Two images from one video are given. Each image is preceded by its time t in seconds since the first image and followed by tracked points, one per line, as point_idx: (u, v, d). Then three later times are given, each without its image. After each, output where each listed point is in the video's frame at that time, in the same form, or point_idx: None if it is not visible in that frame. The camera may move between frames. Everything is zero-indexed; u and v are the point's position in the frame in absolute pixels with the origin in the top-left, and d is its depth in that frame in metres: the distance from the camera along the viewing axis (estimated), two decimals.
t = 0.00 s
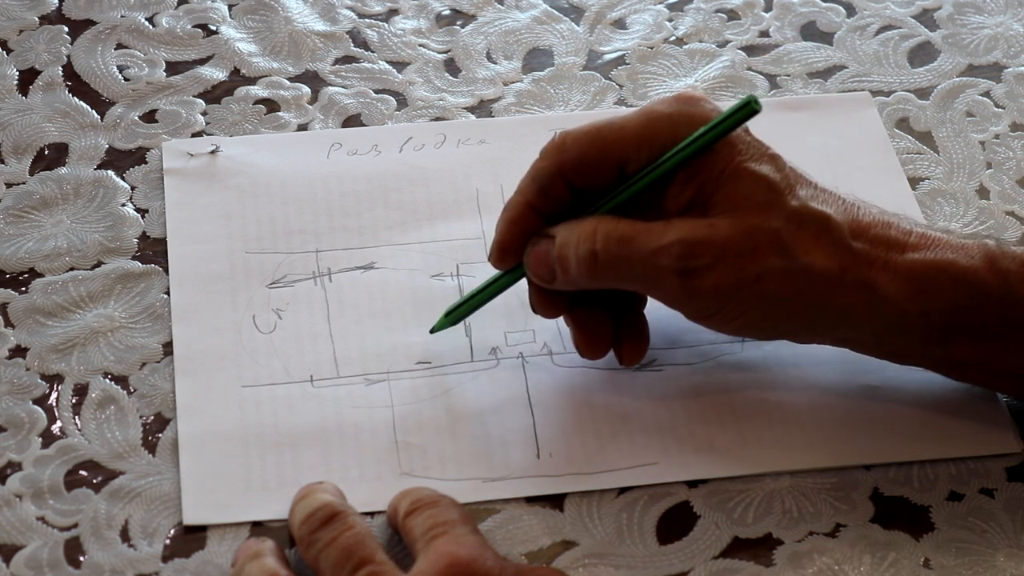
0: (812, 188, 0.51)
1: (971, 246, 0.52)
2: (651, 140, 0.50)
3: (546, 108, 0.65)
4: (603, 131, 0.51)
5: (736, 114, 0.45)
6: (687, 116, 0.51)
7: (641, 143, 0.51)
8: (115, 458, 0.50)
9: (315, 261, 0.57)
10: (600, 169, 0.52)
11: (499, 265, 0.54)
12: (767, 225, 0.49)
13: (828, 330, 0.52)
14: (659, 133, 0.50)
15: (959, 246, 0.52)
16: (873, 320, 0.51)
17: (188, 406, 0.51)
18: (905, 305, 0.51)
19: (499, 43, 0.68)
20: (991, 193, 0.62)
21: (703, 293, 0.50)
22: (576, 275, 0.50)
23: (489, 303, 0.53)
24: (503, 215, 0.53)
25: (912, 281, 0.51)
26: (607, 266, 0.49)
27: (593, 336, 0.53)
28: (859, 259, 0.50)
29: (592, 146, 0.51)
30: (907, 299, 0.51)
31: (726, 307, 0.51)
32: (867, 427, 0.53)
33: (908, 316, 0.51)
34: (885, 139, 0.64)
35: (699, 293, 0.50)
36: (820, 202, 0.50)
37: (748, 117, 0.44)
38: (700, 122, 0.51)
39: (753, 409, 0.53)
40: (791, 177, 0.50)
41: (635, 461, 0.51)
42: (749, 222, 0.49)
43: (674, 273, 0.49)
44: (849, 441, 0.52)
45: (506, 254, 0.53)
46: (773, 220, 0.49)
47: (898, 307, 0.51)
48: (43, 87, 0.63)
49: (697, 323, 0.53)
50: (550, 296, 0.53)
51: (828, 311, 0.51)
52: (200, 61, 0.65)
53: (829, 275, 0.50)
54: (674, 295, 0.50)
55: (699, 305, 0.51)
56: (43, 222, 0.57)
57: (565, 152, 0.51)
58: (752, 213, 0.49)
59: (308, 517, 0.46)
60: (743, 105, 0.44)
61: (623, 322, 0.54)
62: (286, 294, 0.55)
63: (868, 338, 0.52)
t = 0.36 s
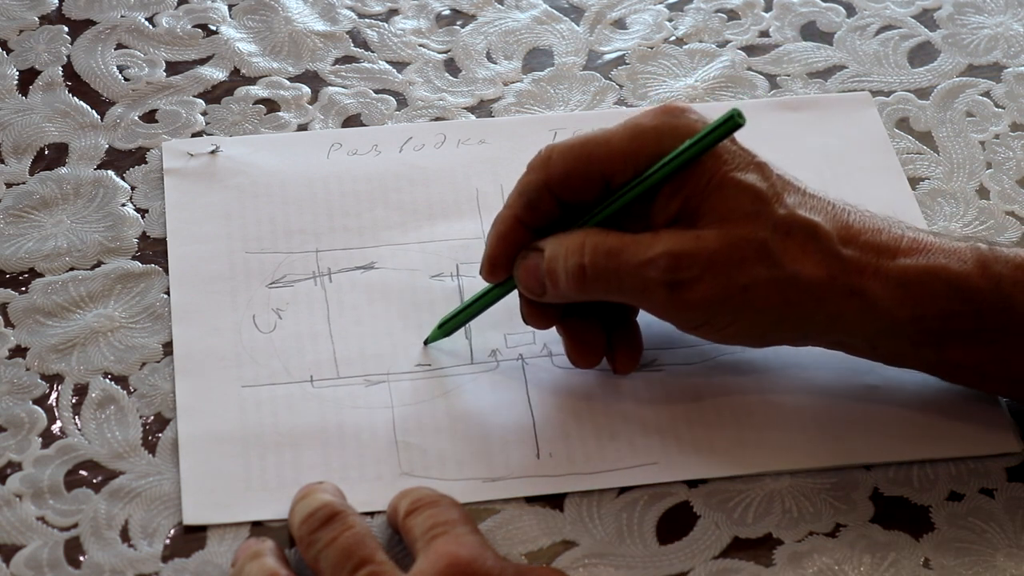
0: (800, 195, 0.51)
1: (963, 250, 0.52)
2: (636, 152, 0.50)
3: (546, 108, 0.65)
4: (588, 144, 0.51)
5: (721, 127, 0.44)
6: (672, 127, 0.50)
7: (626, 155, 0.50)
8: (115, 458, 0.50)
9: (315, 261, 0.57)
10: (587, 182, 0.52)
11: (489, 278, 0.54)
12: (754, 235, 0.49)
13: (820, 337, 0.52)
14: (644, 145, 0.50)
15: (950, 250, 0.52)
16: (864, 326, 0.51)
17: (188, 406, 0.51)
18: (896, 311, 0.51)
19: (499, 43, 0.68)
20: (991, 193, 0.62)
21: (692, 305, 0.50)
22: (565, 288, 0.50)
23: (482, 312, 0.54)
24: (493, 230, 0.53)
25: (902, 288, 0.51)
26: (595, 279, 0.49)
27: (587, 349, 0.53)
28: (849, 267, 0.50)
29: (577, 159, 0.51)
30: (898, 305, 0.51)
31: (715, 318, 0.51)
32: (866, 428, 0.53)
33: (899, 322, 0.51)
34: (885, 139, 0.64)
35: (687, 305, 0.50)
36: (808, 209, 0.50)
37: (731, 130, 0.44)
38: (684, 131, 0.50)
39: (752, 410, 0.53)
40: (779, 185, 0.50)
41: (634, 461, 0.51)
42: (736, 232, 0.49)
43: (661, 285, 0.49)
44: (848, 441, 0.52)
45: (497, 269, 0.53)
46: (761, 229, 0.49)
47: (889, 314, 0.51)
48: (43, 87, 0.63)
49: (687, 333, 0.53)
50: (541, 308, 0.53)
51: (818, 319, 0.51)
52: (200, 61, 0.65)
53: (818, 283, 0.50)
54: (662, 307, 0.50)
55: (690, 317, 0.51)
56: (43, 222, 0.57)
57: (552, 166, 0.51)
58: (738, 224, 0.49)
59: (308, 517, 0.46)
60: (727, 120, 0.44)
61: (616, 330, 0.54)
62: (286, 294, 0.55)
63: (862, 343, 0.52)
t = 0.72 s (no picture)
0: (795, 195, 0.51)
1: (960, 249, 0.52)
2: (629, 155, 0.50)
3: (546, 108, 0.65)
4: (581, 150, 0.51)
5: (717, 127, 0.45)
6: (664, 130, 0.50)
7: (619, 159, 0.50)
8: (115, 458, 0.50)
9: (315, 261, 0.57)
10: (581, 187, 0.51)
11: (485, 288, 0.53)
12: (751, 235, 0.48)
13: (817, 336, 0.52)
14: (638, 148, 0.50)
15: (946, 249, 0.52)
16: (861, 325, 0.51)
17: (188, 406, 0.51)
18: (894, 309, 0.51)
19: (499, 43, 0.68)
20: (990, 193, 0.62)
21: (689, 306, 0.49)
22: (563, 291, 0.49)
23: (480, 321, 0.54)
24: (488, 238, 0.52)
25: (898, 287, 0.50)
26: (592, 281, 0.49)
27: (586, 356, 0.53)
28: (846, 266, 0.50)
29: (571, 164, 0.51)
30: (895, 304, 0.51)
31: (715, 319, 0.50)
32: (866, 428, 0.53)
33: (897, 321, 0.51)
34: (885, 139, 0.64)
35: (685, 306, 0.50)
36: (804, 209, 0.50)
37: (727, 130, 0.45)
38: (676, 134, 0.50)
39: (751, 409, 0.53)
40: (774, 185, 0.50)
41: (634, 461, 0.51)
42: (732, 233, 0.48)
43: (659, 286, 0.49)
44: (848, 441, 0.52)
45: (493, 277, 0.52)
46: (756, 229, 0.49)
47: (886, 313, 0.51)
48: (43, 87, 0.63)
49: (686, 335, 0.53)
50: (538, 317, 0.53)
51: (816, 319, 0.51)
52: (200, 61, 0.65)
53: (816, 282, 0.50)
54: (660, 308, 0.50)
55: (688, 319, 0.51)
56: (43, 222, 0.57)
57: (544, 172, 0.51)
58: (734, 223, 0.49)
59: (308, 516, 0.46)
60: (722, 121, 0.45)
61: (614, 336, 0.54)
62: (286, 294, 0.55)
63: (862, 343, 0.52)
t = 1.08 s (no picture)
0: (800, 208, 0.51)
1: (969, 258, 0.52)
2: (631, 179, 0.50)
3: (546, 108, 0.65)
4: (582, 178, 0.50)
5: (720, 147, 0.44)
6: (663, 152, 0.50)
7: (621, 184, 0.50)
8: (115, 458, 0.50)
9: (316, 261, 0.57)
10: (585, 215, 0.51)
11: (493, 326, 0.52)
12: (761, 253, 0.48)
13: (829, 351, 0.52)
14: (639, 172, 0.50)
15: (957, 258, 0.52)
16: (873, 339, 0.51)
17: (188, 406, 0.51)
18: (905, 321, 0.50)
19: (499, 43, 0.68)
20: (990, 193, 0.62)
21: (704, 327, 0.49)
22: (574, 321, 0.49)
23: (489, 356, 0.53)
24: (493, 274, 0.52)
25: (909, 298, 0.50)
26: (604, 308, 0.48)
27: (600, 384, 0.52)
28: (857, 279, 0.50)
29: (573, 193, 0.50)
30: (907, 316, 0.50)
31: (729, 339, 0.50)
32: (866, 428, 0.53)
33: (909, 333, 0.51)
34: (885, 139, 0.64)
35: (699, 328, 0.49)
36: (811, 222, 0.50)
37: (730, 149, 0.44)
38: (677, 155, 0.50)
39: (752, 410, 0.53)
40: (779, 199, 0.50)
41: (635, 461, 0.51)
42: (743, 251, 0.48)
43: (672, 309, 0.48)
44: (849, 442, 0.52)
45: (500, 313, 0.52)
46: (766, 246, 0.49)
47: (898, 325, 0.50)
48: (43, 87, 0.63)
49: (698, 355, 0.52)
50: (548, 350, 0.52)
51: (829, 335, 0.50)
52: (200, 61, 0.65)
53: (827, 297, 0.49)
54: (674, 331, 0.50)
55: (702, 341, 0.50)
56: (43, 222, 0.57)
57: (546, 202, 0.51)
58: (745, 241, 0.49)
59: (308, 515, 0.46)
60: (726, 140, 0.44)
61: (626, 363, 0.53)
62: (286, 294, 0.55)
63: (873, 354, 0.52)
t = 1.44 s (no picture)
0: (794, 205, 0.51)
1: (963, 255, 0.52)
2: (626, 175, 0.50)
3: (546, 109, 0.65)
4: (576, 173, 0.51)
5: (717, 141, 0.45)
6: (658, 148, 0.50)
7: (616, 180, 0.50)
8: (115, 458, 0.50)
9: (315, 261, 0.57)
10: (579, 211, 0.51)
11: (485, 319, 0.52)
12: (756, 248, 0.49)
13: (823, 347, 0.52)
14: (634, 167, 0.50)
15: (950, 255, 0.52)
16: (867, 335, 0.51)
17: (188, 406, 0.51)
18: (899, 317, 0.50)
19: (499, 43, 0.68)
20: (991, 193, 0.62)
21: (698, 323, 0.49)
22: (568, 316, 0.49)
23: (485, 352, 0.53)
24: (486, 269, 0.52)
25: (903, 294, 0.50)
26: (598, 303, 0.48)
27: (590, 380, 0.52)
28: (851, 275, 0.50)
29: (567, 188, 0.51)
30: (901, 312, 0.50)
31: (723, 335, 0.50)
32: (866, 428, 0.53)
33: (903, 329, 0.51)
34: (885, 139, 0.64)
35: (693, 323, 0.49)
36: (804, 218, 0.50)
37: (727, 143, 0.44)
38: (671, 151, 0.50)
39: (751, 410, 0.53)
40: (773, 196, 0.50)
41: (634, 461, 0.51)
42: (737, 246, 0.48)
43: (666, 305, 0.48)
44: (848, 441, 0.52)
45: (493, 306, 0.52)
46: (760, 242, 0.49)
47: (892, 321, 0.50)
48: (43, 87, 0.63)
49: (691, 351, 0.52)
50: (540, 344, 0.52)
51: (823, 331, 0.50)
52: (200, 61, 0.65)
53: (821, 293, 0.49)
54: (667, 327, 0.50)
55: (696, 336, 0.50)
56: (43, 222, 0.57)
57: (541, 198, 0.51)
58: (740, 237, 0.49)
59: (308, 515, 0.46)
60: (722, 133, 0.44)
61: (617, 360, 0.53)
62: (286, 294, 0.55)
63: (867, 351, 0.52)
